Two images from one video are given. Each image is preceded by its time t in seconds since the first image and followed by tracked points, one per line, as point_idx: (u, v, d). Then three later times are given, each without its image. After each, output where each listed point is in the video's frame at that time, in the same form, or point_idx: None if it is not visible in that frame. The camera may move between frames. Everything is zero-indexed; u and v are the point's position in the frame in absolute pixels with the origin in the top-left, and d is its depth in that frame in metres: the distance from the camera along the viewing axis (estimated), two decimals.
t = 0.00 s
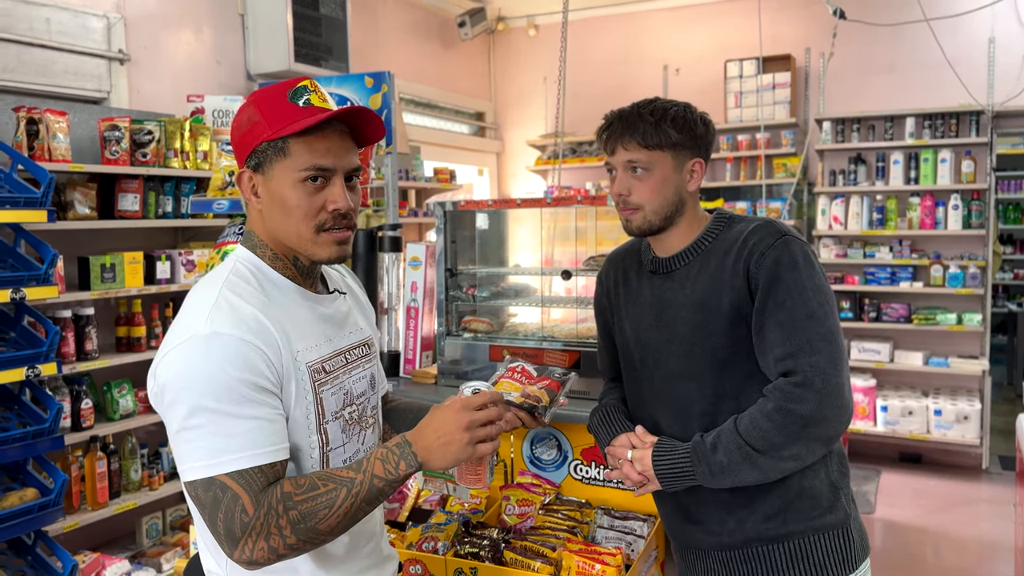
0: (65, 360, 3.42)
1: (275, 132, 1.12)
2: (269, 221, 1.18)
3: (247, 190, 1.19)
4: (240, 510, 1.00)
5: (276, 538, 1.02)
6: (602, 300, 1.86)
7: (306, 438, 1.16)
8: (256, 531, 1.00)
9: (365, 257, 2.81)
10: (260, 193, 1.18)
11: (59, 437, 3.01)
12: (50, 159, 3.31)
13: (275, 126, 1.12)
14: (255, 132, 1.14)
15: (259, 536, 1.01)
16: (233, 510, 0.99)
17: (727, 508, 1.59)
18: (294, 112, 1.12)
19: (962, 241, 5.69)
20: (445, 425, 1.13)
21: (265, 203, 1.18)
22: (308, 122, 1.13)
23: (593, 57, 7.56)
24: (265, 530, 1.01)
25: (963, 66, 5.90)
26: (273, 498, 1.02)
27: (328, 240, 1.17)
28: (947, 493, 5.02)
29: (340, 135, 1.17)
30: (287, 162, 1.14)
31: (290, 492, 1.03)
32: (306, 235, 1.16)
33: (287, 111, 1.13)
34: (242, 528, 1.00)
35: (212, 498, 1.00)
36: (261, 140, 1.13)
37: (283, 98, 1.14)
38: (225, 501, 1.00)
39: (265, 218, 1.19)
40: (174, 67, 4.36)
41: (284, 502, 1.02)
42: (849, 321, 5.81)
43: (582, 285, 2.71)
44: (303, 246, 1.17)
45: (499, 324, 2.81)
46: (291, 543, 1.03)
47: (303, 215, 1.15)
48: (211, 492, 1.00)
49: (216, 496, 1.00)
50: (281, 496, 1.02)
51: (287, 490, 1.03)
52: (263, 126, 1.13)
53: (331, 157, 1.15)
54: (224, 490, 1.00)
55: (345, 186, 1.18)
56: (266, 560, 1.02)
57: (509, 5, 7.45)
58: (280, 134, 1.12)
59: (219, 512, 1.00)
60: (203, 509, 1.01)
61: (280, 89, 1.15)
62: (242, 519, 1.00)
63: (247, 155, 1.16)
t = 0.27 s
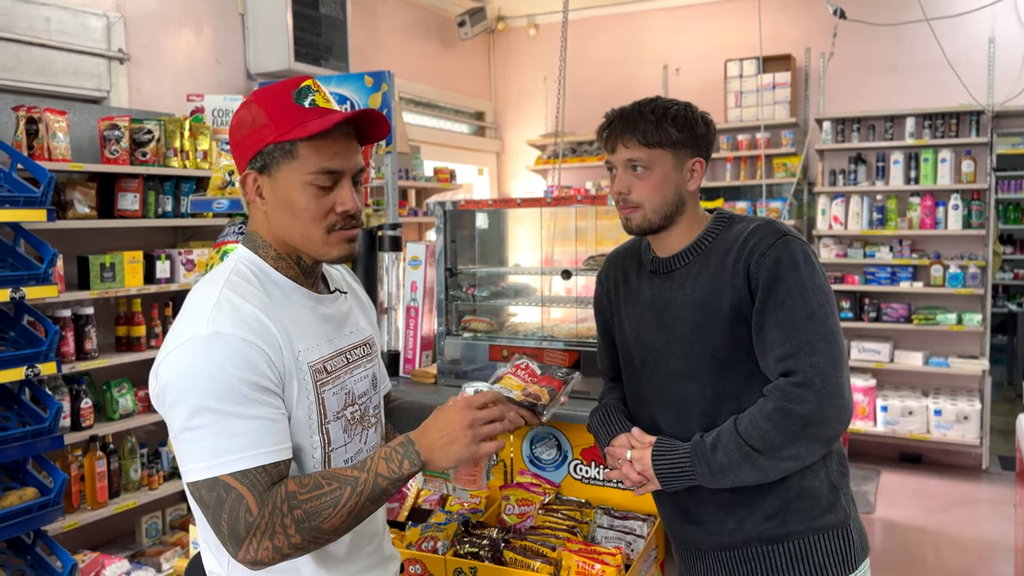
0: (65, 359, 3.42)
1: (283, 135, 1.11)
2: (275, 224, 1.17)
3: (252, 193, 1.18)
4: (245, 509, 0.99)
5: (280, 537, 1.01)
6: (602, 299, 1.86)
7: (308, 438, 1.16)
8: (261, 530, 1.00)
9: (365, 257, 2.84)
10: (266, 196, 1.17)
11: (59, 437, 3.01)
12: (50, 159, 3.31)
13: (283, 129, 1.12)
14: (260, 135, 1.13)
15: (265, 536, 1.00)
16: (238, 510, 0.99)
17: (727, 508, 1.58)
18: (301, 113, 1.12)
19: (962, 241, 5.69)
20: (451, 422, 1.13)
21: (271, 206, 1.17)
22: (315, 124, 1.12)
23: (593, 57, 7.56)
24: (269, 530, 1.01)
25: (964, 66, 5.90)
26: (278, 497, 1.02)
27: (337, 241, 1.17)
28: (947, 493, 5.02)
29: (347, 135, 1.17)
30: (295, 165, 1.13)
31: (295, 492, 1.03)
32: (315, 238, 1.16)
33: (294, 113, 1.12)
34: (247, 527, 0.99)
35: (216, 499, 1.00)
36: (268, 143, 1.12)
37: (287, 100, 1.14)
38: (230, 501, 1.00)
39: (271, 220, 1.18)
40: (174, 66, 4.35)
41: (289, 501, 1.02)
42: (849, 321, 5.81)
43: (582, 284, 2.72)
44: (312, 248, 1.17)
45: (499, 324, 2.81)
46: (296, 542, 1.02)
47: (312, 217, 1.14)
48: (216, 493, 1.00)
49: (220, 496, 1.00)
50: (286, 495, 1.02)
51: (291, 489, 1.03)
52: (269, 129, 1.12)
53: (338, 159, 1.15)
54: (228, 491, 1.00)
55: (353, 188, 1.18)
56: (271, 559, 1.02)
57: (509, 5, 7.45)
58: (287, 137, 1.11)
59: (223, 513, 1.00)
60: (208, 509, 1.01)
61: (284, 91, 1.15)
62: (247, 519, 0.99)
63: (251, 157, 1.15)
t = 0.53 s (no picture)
0: (65, 359, 3.42)
1: (312, 144, 1.12)
2: (294, 230, 1.18)
3: (269, 199, 1.17)
4: (261, 503, 0.99)
5: (301, 527, 1.01)
6: (602, 299, 1.85)
7: (310, 438, 1.16)
8: (280, 522, 1.00)
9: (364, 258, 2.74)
10: (285, 203, 1.16)
11: (59, 436, 3.01)
12: (50, 158, 3.31)
13: (311, 138, 1.12)
14: (284, 143, 1.12)
15: (285, 528, 1.00)
16: (254, 504, 0.99)
17: (726, 508, 1.58)
18: (327, 122, 1.14)
19: (962, 242, 5.69)
20: (456, 399, 1.11)
21: (291, 212, 1.17)
22: (341, 132, 1.14)
23: (593, 57, 7.56)
24: (290, 521, 1.00)
25: (964, 66, 5.90)
26: (293, 487, 1.01)
27: (358, 244, 1.20)
28: (947, 494, 5.02)
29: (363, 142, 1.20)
30: (321, 173, 1.14)
31: (310, 480, 1.02)
32: (338, 244, 1.18)
33: (320, 121, 1.13)
34: (265, 521, 0.99)
35: (232, 496, 1.00)
36: (295, 151, 1.12)
37: (308, 107, 1.14)
38: (246, 497, 0.99)
39: (289, 227, 1.18)
40: (174, 66, 4.35)
41: (305, 491, 1.02)
42: (849, 321, 5.81)
43: (582, 284, 2.72)
44: (332, 253, 1.19)
45: (498, 323, 2.82)
46: (316, 531, 1.02)
47: (336, 224, 1.17)
48: (230, 490, 1.00)
49: (236, 492, 0.99)
50: (301, 485, 1.02)
51: (307, 478, 1.03)
52: (296, 137, 1.12)
53: (361, 165, 1.17)
54: (244, 486, 1.00)
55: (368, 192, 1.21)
56: (294, 552, 1.01)
57: (509, 5, 7.44)
58: (315, 145, 1.12)
59: (240, 508, 0.99)
60: (223, 507, 1.01)
61: (302, 96, 1.14)
62: (264, 512, 0.99)
63: (271, 165, 1.13)
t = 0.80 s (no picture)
0: (65, 359, 3.41)
1: (324, 147, 1.12)
2: (300, 231, 1.18)
3: (275, 199, 1.16)
4: (254, 508, 0.99)
5: (291, 533, 1.02)
6: (603, 300, 1.85)
7: (311, 440, 1.16)
8: (271, 528, 1.00)
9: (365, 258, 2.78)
10: (292, 204, 1.16)
11: (58, 436, 3.01)
12: (50, 158, 3.30)
13: (323, 141, 1.13)
14: (297, 145, 1.12)
15: (275, 532, 1.01)
16: (247, 508, 0.99)
17: (727, 509, 1.58)
18: (340, 127, 1.15)
19: (961, 242, 5.70)
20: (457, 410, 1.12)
21: (298, 214, 1.17)
22: (353, 137, 1.15)
23: (593, 57, 7.56)
24: (279, 526, 1.01)
25: (964, 67, 5.91)
26: (286, 493, 1.02)
27: (362, 248, 1.21)
28: (946, 494, 5.02)
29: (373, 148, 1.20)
30: (331, 177, 1.14)
31: (303, 487, 1.03)
32: (343, 247, 1.18)
33: (333, 125, 1.14)
34: (257, 525, 0.99)
35: (226, 499, 1.00)
36: (307, 154, 1.12)
37: (322, 110, 1.14)
38: (239, 500, 0.99)
39: (296, 228, 1.18)
40: (174, 66, 4.35)
41: (298, 497, 1.02)
42: (848, 321, 5.81)
43: (582, 285, 2.72)
44: (336, 256, 1.19)
45: (498, 324, 2.82)
46: (307, 538, 1.03)
47: (343, 227, 1.17)
48: (224, 492, 1.00)
49: (230, 495, 1.00)
50: (295, 491, 1.02)
51: (300, 484, 1.03)
52: (308, 140, 1.12)
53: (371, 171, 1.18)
54: (237, 490, 1.00)
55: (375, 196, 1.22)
56: (283, 557, 1.02)
57: (509, 5, 7.44)
58: (328, 149, 1.13)
59: (233, 511, 1.00)
60: (217, 509, 1.01)
61: (316, 99, 1.14)
62: (256, 516, 0.99)
63: (282, 165, 1.13)
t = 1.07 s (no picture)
0: (64, 359, 3.41)
1: (315, 138, 1.11)
2: (294, 226, 1.17)
3: (271, 193, 1.16)
4: (250, 509, 0.99)
5: (288, 535, 1.01)
6: (603, 300, 1.86)
7: (309, 441, 1.16)
8: (268, 529, 1.00)
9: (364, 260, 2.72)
10: (287, 198, 1.16)
11: (57, 436, 3.01)
12: (50, 158, 3.30)
13: (315, 133, 1.12)
14: (290, 137, 1.12)
15: (271, 534, 1.00)
16: (244, 509, 0.99)
17: (727, 508, 1.58)
18: (333, 120, 1.13)
19: (961, 242, 5.70)
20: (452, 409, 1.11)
21: (292, 208, 1.16)
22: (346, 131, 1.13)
23: (593, 57, 7.56)
24: (275, 528, 1.00)
25: (963, 68, 5.91)
26: (283, 494, 1.02)
27: (355, 248, 1.18)
28: (946, 495, 5.02)
29: (372, 146, 1.18)
30: (322, 169, 1.13)
31: (301, 488, 1.03)
32: (333, 244, 1.16)
33: (327, 118, 1.13)
34: (253, 526, 0.99)
35: (223, 499, 1.00)
36: (299, 145, 1.12)
37: (318, 104, 1.14)
38: (236, 500, 0.99)
39: (290, 222, 1.17)
40: (174, 66, 4.35)
41: (294, 498, 1.02)
42: (848, 322, 5.81)
43: (582, 285, 2.72)
44: (328, 254, 1.17)
45: (498, 324, 2.83)
46: (304, 540, 1.02)
47: (333, 223, 1.15)
48: (222, 492, 1.00)
49: (227, 496, 0.99)
50: (291, 492, 1.02)
51: (297, 485, 1.03)
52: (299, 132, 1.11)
53: (366, 167, 1.16)
54: (234, 490, 1.00)
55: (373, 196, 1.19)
56: (279, 559, 1.02)
57: (509, 5, 7.44)
58: (319, 141, 1.12)
59: (230, 512, 0.99)
60: (215, 509, 1.01)
61: (315, 95, 1.15)
62: (252, 517, 0.99)
63: (276, 157, 1.13)
